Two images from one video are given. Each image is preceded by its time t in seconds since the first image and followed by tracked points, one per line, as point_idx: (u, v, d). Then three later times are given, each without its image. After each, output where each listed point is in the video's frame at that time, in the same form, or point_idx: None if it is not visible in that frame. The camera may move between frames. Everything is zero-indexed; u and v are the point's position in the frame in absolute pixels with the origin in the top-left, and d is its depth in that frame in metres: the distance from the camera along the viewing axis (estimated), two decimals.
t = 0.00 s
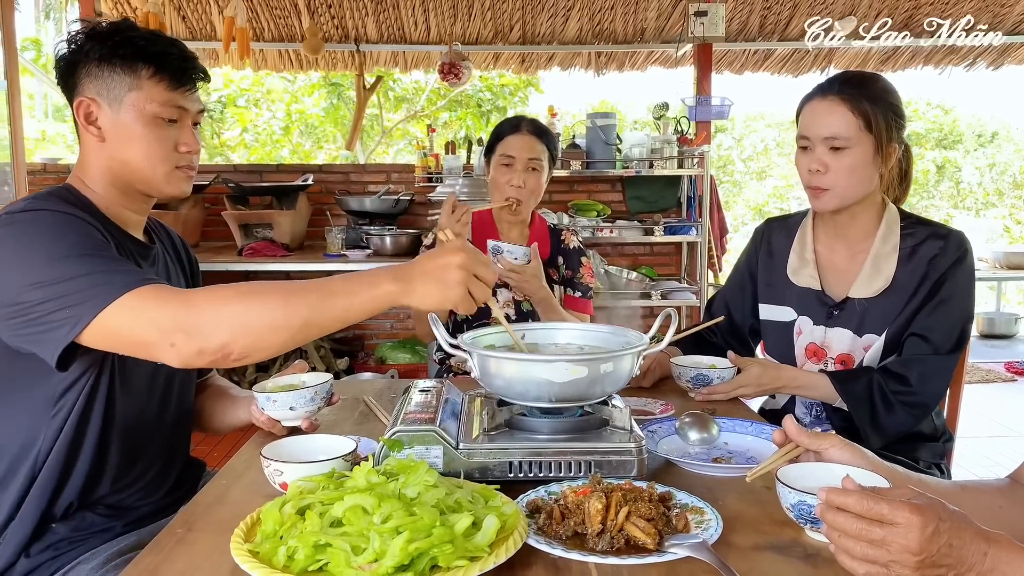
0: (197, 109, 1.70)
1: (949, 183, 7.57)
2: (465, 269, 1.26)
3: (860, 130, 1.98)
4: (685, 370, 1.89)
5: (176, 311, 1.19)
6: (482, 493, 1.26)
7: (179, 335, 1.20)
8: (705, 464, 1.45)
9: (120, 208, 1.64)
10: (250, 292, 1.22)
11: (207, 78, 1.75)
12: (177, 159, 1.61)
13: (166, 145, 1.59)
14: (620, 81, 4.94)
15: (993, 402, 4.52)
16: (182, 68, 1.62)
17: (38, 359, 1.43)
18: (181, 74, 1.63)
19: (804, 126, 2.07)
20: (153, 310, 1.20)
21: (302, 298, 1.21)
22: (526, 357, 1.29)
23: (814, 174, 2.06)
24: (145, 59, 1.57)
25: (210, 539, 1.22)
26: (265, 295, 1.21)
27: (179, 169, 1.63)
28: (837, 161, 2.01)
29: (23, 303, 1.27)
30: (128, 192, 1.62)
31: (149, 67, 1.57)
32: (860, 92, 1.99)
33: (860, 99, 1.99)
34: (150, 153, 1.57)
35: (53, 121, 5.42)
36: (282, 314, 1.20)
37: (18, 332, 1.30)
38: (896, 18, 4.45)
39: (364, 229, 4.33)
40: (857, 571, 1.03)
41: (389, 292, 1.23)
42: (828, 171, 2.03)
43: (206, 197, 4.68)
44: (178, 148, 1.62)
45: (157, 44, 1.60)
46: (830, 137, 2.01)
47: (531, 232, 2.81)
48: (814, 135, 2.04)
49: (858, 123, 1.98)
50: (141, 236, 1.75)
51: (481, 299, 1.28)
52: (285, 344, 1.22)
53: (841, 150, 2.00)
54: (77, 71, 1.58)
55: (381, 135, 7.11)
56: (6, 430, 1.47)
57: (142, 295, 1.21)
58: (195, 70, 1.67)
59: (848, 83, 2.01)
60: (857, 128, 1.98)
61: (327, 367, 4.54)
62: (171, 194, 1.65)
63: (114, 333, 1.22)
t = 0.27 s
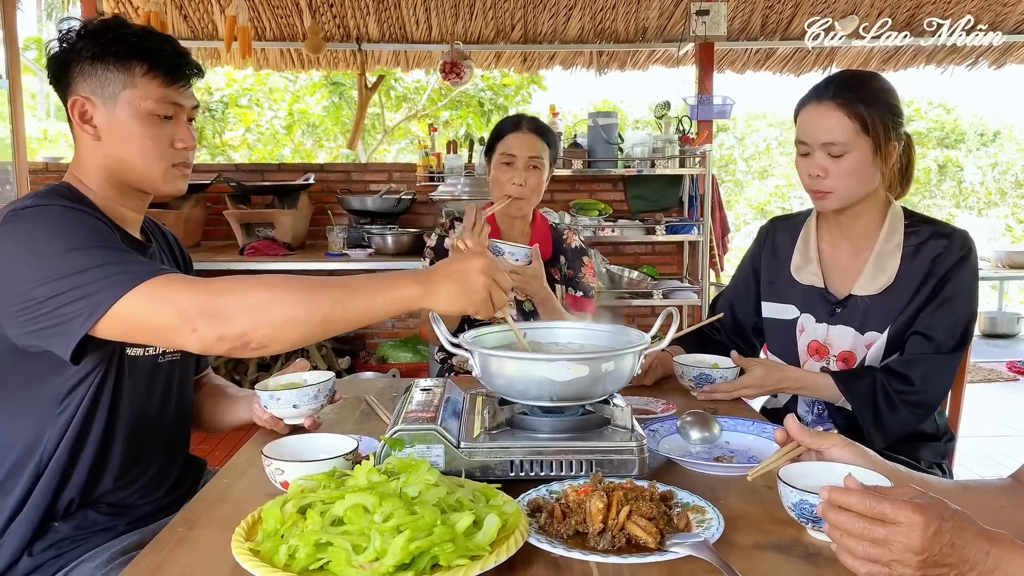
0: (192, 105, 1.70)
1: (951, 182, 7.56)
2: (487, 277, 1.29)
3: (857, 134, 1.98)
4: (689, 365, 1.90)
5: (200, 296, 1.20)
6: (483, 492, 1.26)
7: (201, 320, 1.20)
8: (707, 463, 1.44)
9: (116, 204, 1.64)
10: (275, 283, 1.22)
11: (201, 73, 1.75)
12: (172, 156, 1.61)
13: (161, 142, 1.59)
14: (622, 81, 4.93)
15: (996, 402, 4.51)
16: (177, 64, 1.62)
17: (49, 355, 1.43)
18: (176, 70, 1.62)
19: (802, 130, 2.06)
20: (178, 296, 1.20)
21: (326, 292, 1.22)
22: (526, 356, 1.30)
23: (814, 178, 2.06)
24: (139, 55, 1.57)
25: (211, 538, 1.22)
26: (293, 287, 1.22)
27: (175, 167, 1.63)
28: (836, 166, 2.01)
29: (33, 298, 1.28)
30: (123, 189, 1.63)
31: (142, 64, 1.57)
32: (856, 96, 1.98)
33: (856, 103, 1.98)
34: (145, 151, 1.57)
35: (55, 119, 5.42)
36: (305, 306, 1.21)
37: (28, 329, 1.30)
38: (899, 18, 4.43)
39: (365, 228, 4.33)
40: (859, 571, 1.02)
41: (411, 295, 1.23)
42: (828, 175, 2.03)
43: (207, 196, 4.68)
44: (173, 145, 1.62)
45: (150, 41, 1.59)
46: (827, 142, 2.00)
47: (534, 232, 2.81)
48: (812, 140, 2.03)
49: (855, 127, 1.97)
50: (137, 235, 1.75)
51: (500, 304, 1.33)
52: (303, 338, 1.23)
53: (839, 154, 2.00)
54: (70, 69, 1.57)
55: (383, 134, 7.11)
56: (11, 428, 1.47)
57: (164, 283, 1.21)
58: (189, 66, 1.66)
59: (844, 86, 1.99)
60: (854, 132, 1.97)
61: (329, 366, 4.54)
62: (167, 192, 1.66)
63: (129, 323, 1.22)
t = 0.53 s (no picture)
0: (193, 101, 1.70)
1: (952, 181, 7.56)
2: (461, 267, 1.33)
3: (847, 141, 1.95)
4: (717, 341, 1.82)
5: (174, 310, 1.19)
6: (485, 491, 1.26)
7: (176, 335, 1.19)
8: (708, 461, 1.45)
9: (118, 205, 1.64)
10: (247, 290, 1.22)
11: (201, 70, 1.75)
12: (175, 151, 1.62)
13: (165, 137, 1.60)
14: (623, 80, 4.93)
15: (998, 401, 4.51)
16: (176, 58, 1.62)
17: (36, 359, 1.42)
18: (175, 64, 1.63)
19: (793, 142, 2.04)
20: (152, 309, 1.19)
21: (317, 291, 1.23)
22: (529, 354, 1.30)
23: (811, 188, 2.04)
24: (138, 51, 1.57)
25: (214, 536, 1.22)
26: (262, 292, 1.21)
27: (178, 162, 1.64)
28: (831, 174, 1.99)
29: (21, 302, 1.27)
30: (126, 189, 1.63)
31: (143, 59, 1.57)
32: (842, 104, 1.95)
33: (842, 111, 1.95)
34: (149, 147, 1.58)
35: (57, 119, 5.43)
36: (280, 311, 1.21)
37: (16, 332, 1.30)
38: (902, 17, 4.43)
39: (367, 227, 4.34)
40: (862, 569, 1.02)
41: (387, 289, 1.26)
42: (823, 184, 2.01)
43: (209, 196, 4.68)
44: (177, 139, 1.62)
45: (149, 36, 1.59)
46: (818, 153, 1.98)
47: (536, 231, 2.81)
48: (803, 151, 2.01)
49: (843, 135, 1.95)
50: (139, 234, 1.75)
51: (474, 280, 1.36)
52: (279, 344, 1.23)
53: (832, 163, 1.98)
54: (70, 68, 1.57)
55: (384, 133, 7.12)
56: (12, 428, 1.47)
57: (140, 293, 1.21)
58: (189, 62, 1.67)
59: (829, 94, 1.97)
60: (844, 140, 1.95)
61: (331, 366, 4.54)
62: (169, 190, 1.67)
63: (105, 331, 1.22)
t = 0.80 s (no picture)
0: (186, 96, 1.70)
1: (954, 181, 7.56)
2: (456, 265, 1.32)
3: (844, 148, 1.90)
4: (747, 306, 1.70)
5: (169, 305, 1.20)
6: (488, 490, 1.26)
7: (170, 330, 1.20)
8: (710, 461, 1.44)
9: (112, 204, 1.64)
10: (243, 290, 1.22)
11: (192, 67, 1.75)
12: (169, 146, 1.62)
13: (159, 133, 1.59)
14: (625, 79, 4.93)
15: (1000, 401, 4.51)
16: (166, 53, 1.62)
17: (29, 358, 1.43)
18: (165, 59, 1.62)
19: (789, 152, 1.99)
20: (146, 304, 1.20)
21: (318, 290, 1.23)
22: (529, 353, 1.30)
23: (811, 197, 1.98)
24: (128, 47, 1.57)
25: (216, 535, 1.22)
26: (258, 291, 1.22)
27: (173, 158, 1.63)
28: (831, 182, 1.93)
29: (12, 301, 1.27)
30: (120, 186, 1.63)
31: (133, 54, 1.57)
32: (835, 111, 1.90)
33: (836, 117, 1.90)
34: (142, 142, 1.58)
35: (58, 119, 5.43)
36: (274, 310, 1.22)
37: (7, 332, 1.30)
38: (904, 17, 4.42)
39: (368, 227, 4.34)
40: (864, 569, 1.02)
41: (383, 292, 1.26)
42: (823, 192, 1.95)
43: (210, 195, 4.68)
44: (170, 135, 1.62)
45: (139, 32, 1.60)
46: (816, 162, 1.93)
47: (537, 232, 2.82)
48: (801, 161, 1.96)
49: (840, 143, 1.90)
50: (135, 232, 1.76)
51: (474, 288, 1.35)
52: (275, 343, 1.24)
53: (831, 171, 1.93)
54: (60, 67, 1.57)
55: (386, 133, 7.12)
56: (6, 428, 1.47)
57: (133, 291, 1.21)
58: (180, 58, 1.67)
59: (823, 102, 1.92)
60: (841, 148, 1.90)
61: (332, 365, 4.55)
62: (166, 185, 1.66)
63: (100, 329, 1.22)
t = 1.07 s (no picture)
0: (184, 94, 1.70)
1: (955, 181, 7.57)
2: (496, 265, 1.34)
3: (851, 151, 1.86)
4: (764, 285, 1.73)
5: (222, 279, 1.23)
6: (490, 489, 1.26)
7: (219, 304, 1.22)
8: (712, 460, 1.44)
9: (113, 201, 1.65)
10: (294, 275, 1.25)
11: (190, 65, 1.75)
12: (169, 144, 1.62)
13: (159, 130, 1.60)
14: (626, 79, 4.93)
15: (1001, 401, 4.51)
16: (164, 51, 1.62)
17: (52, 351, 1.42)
18: (163, 57, 1.62)
19: (795, 154, 1.95)
20: (200, 281, 1.22)
21: (322, 290, 1.24)
22: (531, 352, 1.30)
23: (816, 199, 1.94)
24: (127, 45, 1.57)
25: (219, 534, 1.22)
26: (310, 277, 1.25)
27: (171, 156, 1.63)
28: (837, 184, 1.89)
29: (39, 291, 1.28)
30: (119, 183, 1.63)
31: (132, 52, 1.57)
32: (842, 112, 1.87)
33: (843, 119, 1.86)
34: (142, 140, 1.58)
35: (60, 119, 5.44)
36: (321, 296, 1.24)
37: (34, 323, 1.30)
38: (905, 17, 4.42)
39: (370, 226, 4.34)
40: (866, 568, 1.03)
41: (427, 292, 1.28)
42: (829, 194, 1.90)
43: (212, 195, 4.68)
44: (170, 132, 1.62)
45: (137, 30, 1.59)
46: (823, 163, 1.88)
47: (538, 233, 2.83)
48: (807, 162, 1.92)
49: (847, 144, 1.86)
50: (134, 230, 1.76)
51: (508, 304, 1.35)
52: (298, 334, 1.25)
53: (837, 173, 1.89)
54: (58, 66, 1.57)
55: (387, 133, 7.12)
56: (13, 425, 1.45)
57: (180, 269, 1.23)
58: (178, 55, 1.67)
59: (830, 104, 1.88)
60: (848, 150, 1.86)
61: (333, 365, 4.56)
62: (166, 184, 1.66)
63: (143, 307, 1.22)
